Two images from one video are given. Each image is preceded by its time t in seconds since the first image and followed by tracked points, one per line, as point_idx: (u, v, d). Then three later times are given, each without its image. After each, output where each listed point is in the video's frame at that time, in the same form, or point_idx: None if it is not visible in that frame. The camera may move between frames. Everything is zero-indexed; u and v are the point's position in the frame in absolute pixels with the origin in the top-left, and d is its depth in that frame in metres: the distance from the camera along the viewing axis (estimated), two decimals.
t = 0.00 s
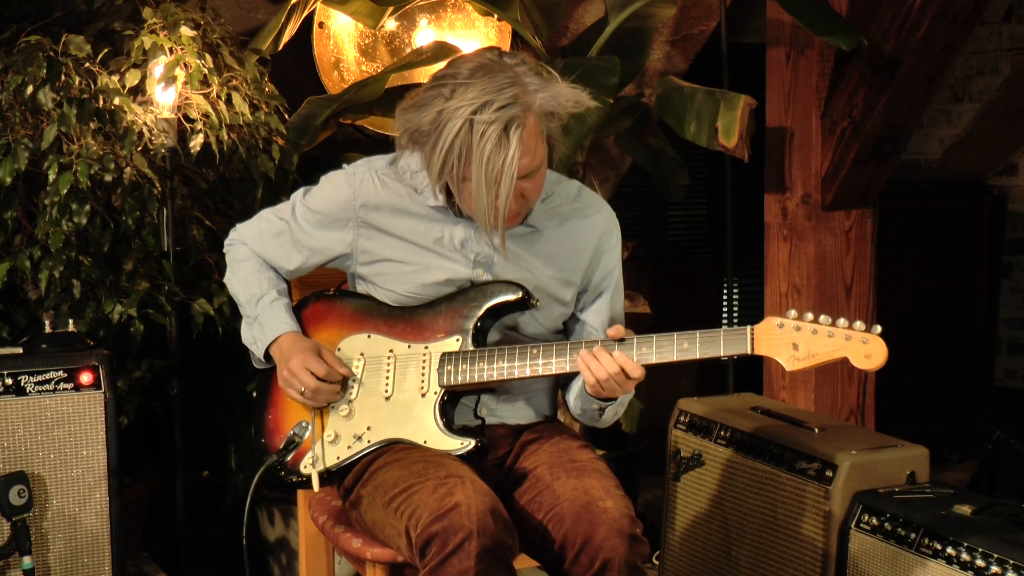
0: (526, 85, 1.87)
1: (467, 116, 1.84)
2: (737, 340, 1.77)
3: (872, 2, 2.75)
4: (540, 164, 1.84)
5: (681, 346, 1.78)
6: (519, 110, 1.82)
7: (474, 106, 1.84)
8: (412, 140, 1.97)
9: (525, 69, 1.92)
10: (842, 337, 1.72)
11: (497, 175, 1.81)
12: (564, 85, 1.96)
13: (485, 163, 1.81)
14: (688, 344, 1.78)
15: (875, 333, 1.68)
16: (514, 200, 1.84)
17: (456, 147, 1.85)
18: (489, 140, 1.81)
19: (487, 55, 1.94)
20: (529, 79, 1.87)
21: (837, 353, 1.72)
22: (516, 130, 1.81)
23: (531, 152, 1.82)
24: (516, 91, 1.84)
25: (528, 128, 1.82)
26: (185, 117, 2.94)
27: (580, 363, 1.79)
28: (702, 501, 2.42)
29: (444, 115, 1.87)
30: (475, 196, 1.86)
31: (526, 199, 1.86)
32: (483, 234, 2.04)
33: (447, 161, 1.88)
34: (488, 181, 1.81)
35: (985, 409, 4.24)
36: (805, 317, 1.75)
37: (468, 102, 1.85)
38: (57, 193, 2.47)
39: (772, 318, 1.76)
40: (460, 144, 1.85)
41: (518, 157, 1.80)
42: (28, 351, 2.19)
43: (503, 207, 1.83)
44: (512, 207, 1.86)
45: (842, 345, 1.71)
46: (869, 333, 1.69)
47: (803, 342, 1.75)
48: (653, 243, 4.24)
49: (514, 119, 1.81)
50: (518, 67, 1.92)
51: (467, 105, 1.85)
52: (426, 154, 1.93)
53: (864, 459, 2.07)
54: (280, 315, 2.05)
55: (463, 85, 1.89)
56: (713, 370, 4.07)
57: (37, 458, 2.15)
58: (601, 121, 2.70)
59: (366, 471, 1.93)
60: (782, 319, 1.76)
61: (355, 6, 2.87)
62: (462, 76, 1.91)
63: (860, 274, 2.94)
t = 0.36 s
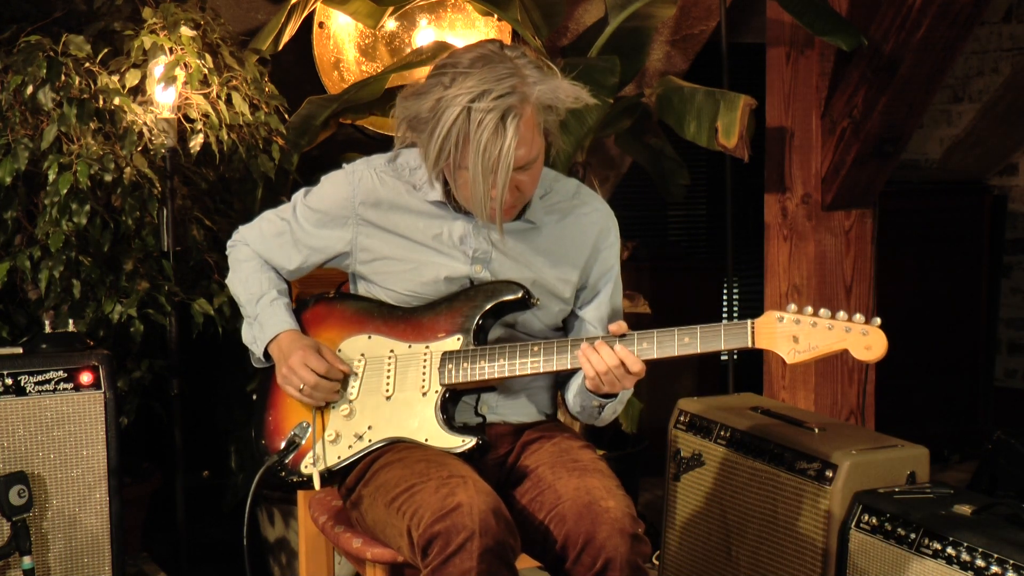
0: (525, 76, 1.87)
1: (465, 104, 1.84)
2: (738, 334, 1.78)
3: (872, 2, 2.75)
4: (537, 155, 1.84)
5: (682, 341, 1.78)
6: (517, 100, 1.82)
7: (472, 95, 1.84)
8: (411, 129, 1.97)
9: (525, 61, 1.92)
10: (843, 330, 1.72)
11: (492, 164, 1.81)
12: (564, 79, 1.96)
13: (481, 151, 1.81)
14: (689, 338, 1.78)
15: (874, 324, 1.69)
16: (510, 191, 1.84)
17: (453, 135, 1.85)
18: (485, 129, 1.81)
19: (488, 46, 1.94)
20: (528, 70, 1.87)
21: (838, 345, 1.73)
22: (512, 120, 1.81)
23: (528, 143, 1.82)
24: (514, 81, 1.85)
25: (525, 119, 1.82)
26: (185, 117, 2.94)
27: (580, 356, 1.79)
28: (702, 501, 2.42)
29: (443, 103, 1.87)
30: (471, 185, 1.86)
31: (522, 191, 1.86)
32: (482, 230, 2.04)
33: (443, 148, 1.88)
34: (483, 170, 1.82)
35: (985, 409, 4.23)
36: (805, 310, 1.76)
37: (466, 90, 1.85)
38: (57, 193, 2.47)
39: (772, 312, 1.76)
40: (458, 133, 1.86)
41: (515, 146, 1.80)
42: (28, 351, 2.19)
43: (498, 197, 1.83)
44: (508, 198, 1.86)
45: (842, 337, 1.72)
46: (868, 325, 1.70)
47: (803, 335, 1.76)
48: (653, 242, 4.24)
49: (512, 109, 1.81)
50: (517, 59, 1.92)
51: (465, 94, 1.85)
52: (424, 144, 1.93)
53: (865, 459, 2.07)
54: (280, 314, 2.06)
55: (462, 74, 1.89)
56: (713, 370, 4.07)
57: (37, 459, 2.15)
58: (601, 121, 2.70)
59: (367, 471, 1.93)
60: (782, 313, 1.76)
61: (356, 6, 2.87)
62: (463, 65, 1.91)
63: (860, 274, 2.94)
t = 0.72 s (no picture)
0: (518, 75, 1.87)
1: (457, 104, 1.85)
2: (738, 336, 1.77)
3: (872, 2, 2.75)
4: (530, 155, 1.85)
5: (683, 342, 1.77)
6: (509, 101, 1.83)
7: (464, 95, 1.84)
8: (405, 128, 1.97)
9: (518, 60, 1.92)
10: (844, 331, 1.72)
11: (484, 164, 1.82)
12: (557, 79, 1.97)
13: (473, 151, 1.82)
14: (690, 340, 1.76)
15: (875, 326, 1.68)
16: (503, 190, 1.85)
17: (445, 135, 1.86)
18: (477, 129, 1.82)
19: (482, 46, 1.94)
20: (522, 70, 1.87)
21: (839, 347, 1.73)
22: (504, 120, 1.81)
23: (521, 142, 1.82)
24: (507, 81, 1.85)
25: (518, 119, 1.83)
26: (185, 117, 2.94)
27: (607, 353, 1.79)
28: (702, 501, 2.42)
29: (435, 103, 1.87)
30: (463, 184, 1.87)
31: (515, 190, 1.86)
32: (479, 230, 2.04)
33: (436, 148, 1.89)
34: (475, 170, 1.82)
35: (986, 409, 4.23)
36: (806, 312, 1.75)
37: (459, 90, 1.85)
38: (57, 193, 2.47)
39: (773, 312, 1.75)
40: (449, 132, 1.86)
41: (507, 146, 1.81)
42: (28, 351, 2.19)
43: (491, 196, 1.83)
44: (502, 198, 1.87)
45: (843, 338, 1.72)
46: (869, 327, 1.69)
47: (804, 336, 1.76)
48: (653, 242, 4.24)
49: (504, 109, 1.82)
50: (511, 58, 1.92)
51: (457, 94, 1.85)
52: (417, 143, 1.94)
53: (865, 459, 2.07)
54: (279, 314, 2.05)
55: (455, 74, 1.89)
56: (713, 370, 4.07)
57: (37, 459, 2.15)
58: (601, 121, 2.70)
59: (367, 471, 1.93)
60: (783, 315, 1.76)
61: (356, 6, 2.87)
62: (456, 65, 1.91)
63: (860, 274, 2.94)
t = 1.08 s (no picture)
0: (513, 72, 1.87)
1: (452, 100, 1.85)
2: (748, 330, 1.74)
3: (871, 2, 2.75)
4: (526, 151, 1.85)
5: (685, 342, 1.76)
6: (504, 96, 1.83)
7: (459, 91, 1.84)
8: (401, 126, 1.97)
9: (513, 57, 1.92)
10: (845, 330, 1.71)
11: (480, 160, 1.82)
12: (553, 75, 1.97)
13: (469, 147, 1.82)
14: (692, 340, 1.76)
15: (876, 326, 1.68)
16: (499, 186, 1.85)
17: (440, 131, 1.86)
18: (473, 125, 1.82)
19: (477, 42, 1.94)
20: (517, 66, 1.87)
21: (840, 346, 1.72)
22: (499, 116, 1.81)
23: (517, 138, 1.82)
24: (502, 78, 1.85)
25: (513, 115, 1.83)
26: (185, 117, 2.94)
27: (706, 333, 1.74)
28: (702, 501, 2.42)
29: (431, 100, 1.88)
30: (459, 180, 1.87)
31: (512, 186, 1.86)
32: (479, 228, 2.05)
33: (431, 145, 1.89)
34: (471, 166, 1.83)
35: (986, 409, 4.23)
36: (807, 311, 1.73)
37: (454, 86, 1.85)
38: (57, 193, 2.47)
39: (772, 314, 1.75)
40: (445, 129, 1.86)
41: (502, 142, 1.81)
42: (28, 351, 2.19)
43: (487, 193, 1.84)
44: (498, 194, 1.87)
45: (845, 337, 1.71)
46: (871, 326, 1.69)
47: (805, 335, 1.73)
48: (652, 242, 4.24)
49: (499, 105, 1.82)
50: (506, 55, 1.92)
51: (452, 90, 1.85)
52: (414, 140, 1.94)
53: (864, 459, 2.07)
54: (286, 322, 2.05)
55: (450, 71, 1.89)
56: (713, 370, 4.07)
57: (37, 459, 2.15)
58: (601, 121, 2.70)
59: (368, 471, 1.93)
60: (784, 314, 1.73)
61: (356, 6, 2.87)
62: (451, 62, 1.91)
63: (860, 274, 2.94)
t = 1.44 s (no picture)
0: (493, 69, 1.88)
1: (432, 97, 1.86)
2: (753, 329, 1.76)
3: (871, 2, 2.75)
4: (508, 147, 1.85)
5: (691, 338, 1.76)
6: (483, 93, 1.84)
7: (439, 88, 1.85)
8: (382, 123, 1.98)
9: (494, 54, 1.93)
10: (848, 326, 1.71)
11: (459, 157, 1.82)
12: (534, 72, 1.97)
13: (448, 144, 1.83)
14: (698, 336, 1.76)
15: (878, 319, 1.68)
16: (480, 182, 1.86)
17: (420, 128, 1.87)
18: (452, 122, 1.82)
19: (459, 39, 1.95)
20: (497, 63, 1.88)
21: (844, 341, 1.72)
22: (479, 112, 1.82)
23: (498, 134, 1.83)
24: (482, 74, 1.86)
25: (493, 111, 1.83)
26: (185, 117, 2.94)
27: (712, 331, 1.74)
28: (702, 501, 2.42)
29: (411, 97, 1.89)
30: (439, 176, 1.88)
31: (493, 182, 1.87)
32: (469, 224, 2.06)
33: (410, 141, 1.90)
34: (450, 163, 1.83)
35: (986, 409, 4.23)
36: (810, 307, 1.74)
37: (434, 83, 1.86)
38: (57, 193, 2.47)
39: (774, 313, 1.75)
40: (424, 126, 1.87)
41: (482, 138, 1.81)
42: (28, 351, 2.19)
43: (466, 189, 1.84)
44: (479, 190, 1.87)
45: (848, 332, 1.71)
46: (873, 321, 1.69)
47: (809, 330, 1.73)
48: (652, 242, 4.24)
49: (478, 101, 1.83)
50: (487, 52, 1.93)
51: (432, 87, 1.86)
52: (394, 136, 1.94)
53: (865, 459, 2.07)
54: (276, 322, 2.02)
55: (431, 67, 1.90)
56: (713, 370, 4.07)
57: (37, 458, 2.15)
58: (601, 121, 2.70)
59: (369, 471, 1.93)
60: (788, 310, 1.75)
61: (356, 6, 2.87)
62: (432, 59, 1.92)
63: (860, 274, 2.94)
